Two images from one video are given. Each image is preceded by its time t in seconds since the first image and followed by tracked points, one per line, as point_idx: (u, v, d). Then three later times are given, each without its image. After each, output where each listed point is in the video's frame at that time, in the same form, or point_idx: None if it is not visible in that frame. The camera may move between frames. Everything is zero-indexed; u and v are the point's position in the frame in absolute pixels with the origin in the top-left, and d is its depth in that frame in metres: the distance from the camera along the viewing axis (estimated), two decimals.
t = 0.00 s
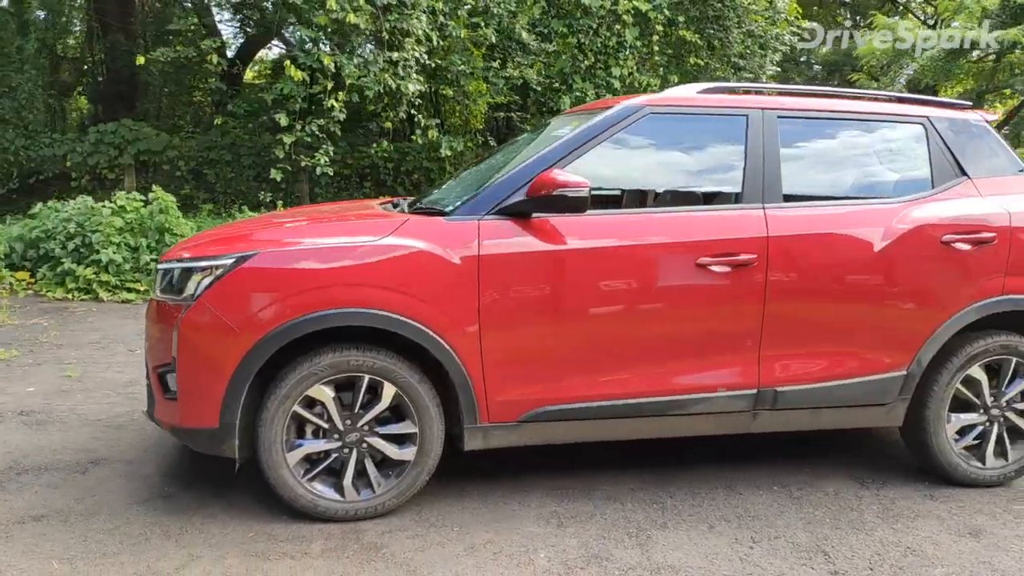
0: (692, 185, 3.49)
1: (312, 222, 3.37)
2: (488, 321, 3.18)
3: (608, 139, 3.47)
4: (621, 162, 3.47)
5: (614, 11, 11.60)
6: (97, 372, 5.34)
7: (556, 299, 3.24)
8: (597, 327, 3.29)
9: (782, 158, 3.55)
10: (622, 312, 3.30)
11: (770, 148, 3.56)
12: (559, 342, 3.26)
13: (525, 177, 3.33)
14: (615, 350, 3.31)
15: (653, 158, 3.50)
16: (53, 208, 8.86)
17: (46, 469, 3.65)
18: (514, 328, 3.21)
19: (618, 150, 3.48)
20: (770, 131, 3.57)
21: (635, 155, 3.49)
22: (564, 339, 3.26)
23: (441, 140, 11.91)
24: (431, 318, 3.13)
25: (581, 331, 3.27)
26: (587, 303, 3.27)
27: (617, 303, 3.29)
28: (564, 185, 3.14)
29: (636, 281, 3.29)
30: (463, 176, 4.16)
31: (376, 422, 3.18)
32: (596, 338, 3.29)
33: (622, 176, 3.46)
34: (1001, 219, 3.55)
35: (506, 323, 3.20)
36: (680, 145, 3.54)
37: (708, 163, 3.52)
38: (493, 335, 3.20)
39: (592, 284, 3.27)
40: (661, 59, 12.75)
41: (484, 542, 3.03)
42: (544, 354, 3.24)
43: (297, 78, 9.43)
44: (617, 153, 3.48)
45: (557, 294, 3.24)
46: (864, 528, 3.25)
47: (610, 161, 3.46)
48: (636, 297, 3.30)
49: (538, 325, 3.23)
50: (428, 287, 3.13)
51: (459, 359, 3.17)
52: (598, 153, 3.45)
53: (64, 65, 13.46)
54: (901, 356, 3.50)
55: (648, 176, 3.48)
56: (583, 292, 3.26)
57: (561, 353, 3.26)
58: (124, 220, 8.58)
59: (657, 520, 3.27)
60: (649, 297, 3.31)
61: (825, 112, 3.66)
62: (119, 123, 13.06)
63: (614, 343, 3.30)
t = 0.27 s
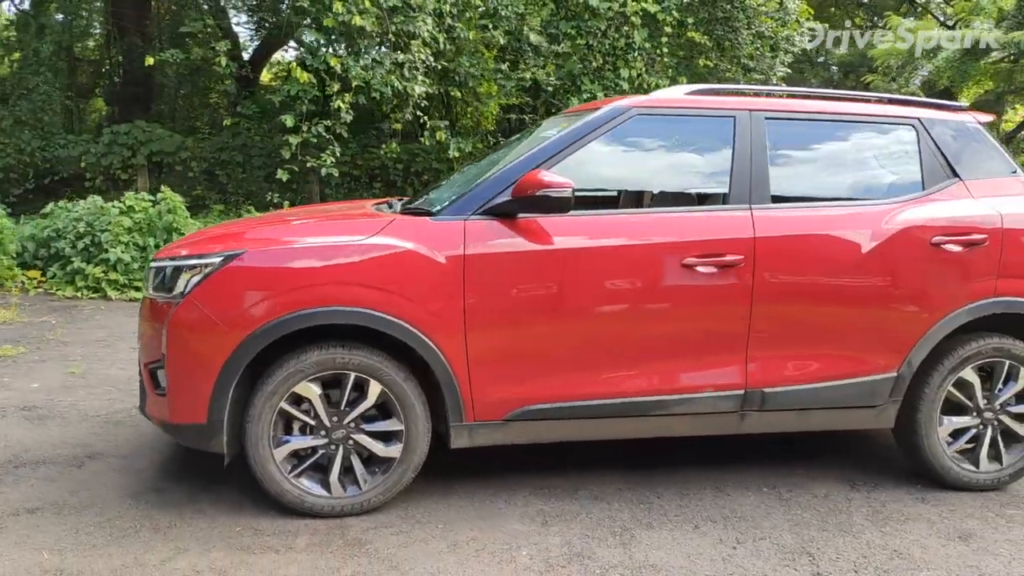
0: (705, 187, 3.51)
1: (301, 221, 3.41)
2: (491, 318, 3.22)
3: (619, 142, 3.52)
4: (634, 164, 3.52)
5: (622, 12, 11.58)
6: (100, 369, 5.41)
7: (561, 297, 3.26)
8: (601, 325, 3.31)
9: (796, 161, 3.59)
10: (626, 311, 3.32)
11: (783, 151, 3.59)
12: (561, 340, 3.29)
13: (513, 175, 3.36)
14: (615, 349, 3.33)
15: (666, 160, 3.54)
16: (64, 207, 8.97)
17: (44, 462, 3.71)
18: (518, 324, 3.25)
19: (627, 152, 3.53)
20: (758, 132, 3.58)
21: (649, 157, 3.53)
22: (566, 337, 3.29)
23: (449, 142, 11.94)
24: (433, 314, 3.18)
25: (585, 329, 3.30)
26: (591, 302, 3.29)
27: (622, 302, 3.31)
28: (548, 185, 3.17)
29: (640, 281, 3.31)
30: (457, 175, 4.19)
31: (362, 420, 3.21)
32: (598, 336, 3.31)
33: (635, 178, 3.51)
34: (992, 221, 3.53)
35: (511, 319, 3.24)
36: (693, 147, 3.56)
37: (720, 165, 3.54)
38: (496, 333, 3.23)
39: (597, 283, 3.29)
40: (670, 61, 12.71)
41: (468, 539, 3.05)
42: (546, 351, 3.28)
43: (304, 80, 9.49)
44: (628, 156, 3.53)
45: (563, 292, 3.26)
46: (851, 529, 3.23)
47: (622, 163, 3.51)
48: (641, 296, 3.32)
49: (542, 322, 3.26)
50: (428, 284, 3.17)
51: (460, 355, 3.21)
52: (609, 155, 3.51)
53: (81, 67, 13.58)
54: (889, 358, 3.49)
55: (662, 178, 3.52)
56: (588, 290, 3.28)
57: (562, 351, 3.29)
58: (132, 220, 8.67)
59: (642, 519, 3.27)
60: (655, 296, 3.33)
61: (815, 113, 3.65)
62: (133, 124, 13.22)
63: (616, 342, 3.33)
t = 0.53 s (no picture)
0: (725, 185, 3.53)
1: (288, 220, 3.49)
2: (493, 315, 3.31)
3: (632, 145, 3.59)
4: (648, 166, 3.57)
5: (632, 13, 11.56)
6: (105, 365, 5.56)
7: (565, 294, 3.35)
8: (603, 323, 3.39)
9: (811, 165, 3.63)
10: (630, 309, 3.40)
11: (798, 155, 3.64)
12: (564, 336, 3.37)
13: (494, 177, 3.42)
14: (614, 347, 3.41)
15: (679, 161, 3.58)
16: (78, 207, 9.17)
17: (41, 454, 3.84)
18: (522, 321, 3.34)
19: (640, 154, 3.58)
20: (738, 134, 3.61)
21: (661, 158, 3.58)
22: (569, 334, 3.38)
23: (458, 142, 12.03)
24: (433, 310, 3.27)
25: (588, 325, 3.38)
26: (593, 300, 3.38)
27: (624, 301, 3.39)
28: (523, 186, 3.22)
29: (642, 280, 3.39)
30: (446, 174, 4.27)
31: (343, 415, 3.30)
32: (598, 334, 3.40)
33: (649, 179, 3.55)
34: (973, 223, 3.51)
35: (517, 316, 3.33)
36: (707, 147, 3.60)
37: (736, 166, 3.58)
38: (499, 329, 3.32)
39: (598, 281, 3.37)
40: (681, 62, 12.70)
41: (443, 533, 3.12)
42: (547, 348, 3.37)
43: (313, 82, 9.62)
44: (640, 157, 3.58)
45: (566, 289, 3.35)
46: (822, 527, 3.27)
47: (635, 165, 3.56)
48: (645, 295, 3.40)
49: (547, 319, 3.35)
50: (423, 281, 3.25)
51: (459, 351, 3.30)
52: (623, 157, 3.57)
53: (102, 70, 13.88)
54: (866, 359, 3.51)
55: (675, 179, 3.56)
56: (591, 288, 3.37)
57: (562, 347, 3.38)
58: (144, 220, 8.85)
59: (616, 516, 3.33)
60: (658, 295, 3.40)
61: (796, 115, 3.67)
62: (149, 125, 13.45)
63: (615, 340, 3.41)
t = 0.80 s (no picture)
0: (738, 192, 3.60)
1: (273, 220, 3.58)
2: (494, 313, 3.39)
3: (643, 148, 3.64)
4: (663, 167, 3.62)
5: (639, 14, 11.54)
6: (106, 361, 5.70)
7: (568, 293, 3.42)
8: (603, 322, 3.45)
9: (821, 168, 3.68)
10: (633, 308, 3.45)
11: (808, 158, 3.69)
12: (566, 333, 3.44)
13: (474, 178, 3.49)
14: (618, 345, 3.47)
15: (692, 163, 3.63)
16: (89, 207, 9.37)
17: (36, 447, 3.97)
18: (523, 319, 3.41)
19: (652, 157, 3.63)
20: (715, 137, 3.65)
21: (674, 160, 3.63)
22: (571, 331, 3.44)
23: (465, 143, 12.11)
24: (434, 308, 3.35)
25: (590, 323, 3.44)
26: (596, 298, 3.43)
27: (629, 299, 3.44)
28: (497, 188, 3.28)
29: (649, 278, 3.44)
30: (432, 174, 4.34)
31: (323, 410, 3.38)
32: (604, 331, 3.45)
33: (664, 181, 3.60)
34: (948, 225, 3.52)
35: (520, 313, 3.41)
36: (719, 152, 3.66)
37: (748, 171, 3.64)
38: (501, 326, 3.40)
39: (601, 281, 3.42)
40: (690, 62, 12.68)
41: (417, 526, 3.21)
42: (545, 346, 3.44)
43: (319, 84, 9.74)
44: (652, 160, 3.63)
45: (569, 287, 3.42)
46: (791, 525, 3.32)
47: (647, 167, 3.61)
48: (649, 294, 3.45)
49: (554, 317, 3.42)
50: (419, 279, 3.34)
51: (457, 347, 3.38)
52: (636, 159, 3.62)
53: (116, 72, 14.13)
54: (840, 359, 3.54)
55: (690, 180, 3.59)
56: (595, 287, 3.43)
57: (562, 344, 3.45)
58: (151, 220, 9.01)
59: (588, 512, 3.40)
60: (663, 294, 3.45)
61: (773, 118, 3.71)
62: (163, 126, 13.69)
63: (616, 339, 3.47)
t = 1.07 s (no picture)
0: (747, 195, 3.63)
1: (261, 220, 3.64)
2: (497, 313, 3.45)
3: (655, 149, 3.67)
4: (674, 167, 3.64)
5: (646, 14, 11.56)
6: (109, 357, 5.80)
7: (572, 293, 3.47)
8: (605, 321, 3.49)
9: (831, 170, 3.70)
10: (637, 308, 3.49)
11: (819, 160, 3.71)
12: (569, 333, 3.49)
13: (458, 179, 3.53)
14: (624, 345, 3.51)
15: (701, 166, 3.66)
16: (99, 205, 9.51)
17: (35, 441, 4.06)
18: (525, 318, 3.47)
19: (662, 158, 3.65)
20: (700, 139, 3.67)
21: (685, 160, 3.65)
22: (575, 331, 3.49)
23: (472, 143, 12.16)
24: (437, 307, 3.41)
25: (591, 323, 3.49)
26: (601, 297, 3.48)
27: (635, 299, 3.49)
28: (479, 189, 3.33)
29: (656, 279, 3.48)
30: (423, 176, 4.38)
31: (309, 407, 3.43)
32: (612, 330, 3.50)
33: (647, 183, 3.62)
34: (933, 227, 3.55)
35: (522, 313, 3.46)
36: (730, 156, 3.69)
37: (757, 173, 3.67)
38: (505, 326, 3.46)
39: (609, 280, 3.47)
40: (698, 62, 12.66)
41: (400, 521, 3.25)
42: (546, 345, 3.49)
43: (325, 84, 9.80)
44: (662, 161, 3.65)
45: (573, 287, 3.47)
46: (774, 523, 3.33)
47: (658, 169, 3.63)
48: (655, 294, 3.49)
49: (560, 317, 3.48)
50: (420, 279, 3.39)
51: (459, 346, 3.44)
52: (647, 161, 3.65)
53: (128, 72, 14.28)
54: (824, 360, 3.56)
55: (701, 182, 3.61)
56: (598, 287, 3.47)
57: (563, 344, 3.49)
58: (160, 219, 9.13)
59: (571, 509, 3.43)
60: (668, 294, 3.49)
61: (759, 121, 3.73)
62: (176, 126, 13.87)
63: (617, 338, 3.50)
